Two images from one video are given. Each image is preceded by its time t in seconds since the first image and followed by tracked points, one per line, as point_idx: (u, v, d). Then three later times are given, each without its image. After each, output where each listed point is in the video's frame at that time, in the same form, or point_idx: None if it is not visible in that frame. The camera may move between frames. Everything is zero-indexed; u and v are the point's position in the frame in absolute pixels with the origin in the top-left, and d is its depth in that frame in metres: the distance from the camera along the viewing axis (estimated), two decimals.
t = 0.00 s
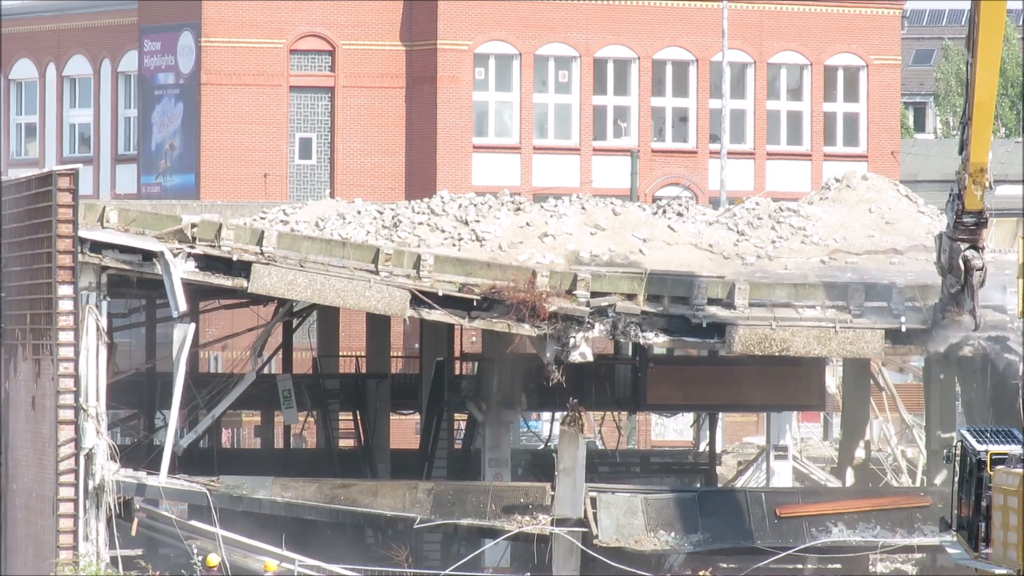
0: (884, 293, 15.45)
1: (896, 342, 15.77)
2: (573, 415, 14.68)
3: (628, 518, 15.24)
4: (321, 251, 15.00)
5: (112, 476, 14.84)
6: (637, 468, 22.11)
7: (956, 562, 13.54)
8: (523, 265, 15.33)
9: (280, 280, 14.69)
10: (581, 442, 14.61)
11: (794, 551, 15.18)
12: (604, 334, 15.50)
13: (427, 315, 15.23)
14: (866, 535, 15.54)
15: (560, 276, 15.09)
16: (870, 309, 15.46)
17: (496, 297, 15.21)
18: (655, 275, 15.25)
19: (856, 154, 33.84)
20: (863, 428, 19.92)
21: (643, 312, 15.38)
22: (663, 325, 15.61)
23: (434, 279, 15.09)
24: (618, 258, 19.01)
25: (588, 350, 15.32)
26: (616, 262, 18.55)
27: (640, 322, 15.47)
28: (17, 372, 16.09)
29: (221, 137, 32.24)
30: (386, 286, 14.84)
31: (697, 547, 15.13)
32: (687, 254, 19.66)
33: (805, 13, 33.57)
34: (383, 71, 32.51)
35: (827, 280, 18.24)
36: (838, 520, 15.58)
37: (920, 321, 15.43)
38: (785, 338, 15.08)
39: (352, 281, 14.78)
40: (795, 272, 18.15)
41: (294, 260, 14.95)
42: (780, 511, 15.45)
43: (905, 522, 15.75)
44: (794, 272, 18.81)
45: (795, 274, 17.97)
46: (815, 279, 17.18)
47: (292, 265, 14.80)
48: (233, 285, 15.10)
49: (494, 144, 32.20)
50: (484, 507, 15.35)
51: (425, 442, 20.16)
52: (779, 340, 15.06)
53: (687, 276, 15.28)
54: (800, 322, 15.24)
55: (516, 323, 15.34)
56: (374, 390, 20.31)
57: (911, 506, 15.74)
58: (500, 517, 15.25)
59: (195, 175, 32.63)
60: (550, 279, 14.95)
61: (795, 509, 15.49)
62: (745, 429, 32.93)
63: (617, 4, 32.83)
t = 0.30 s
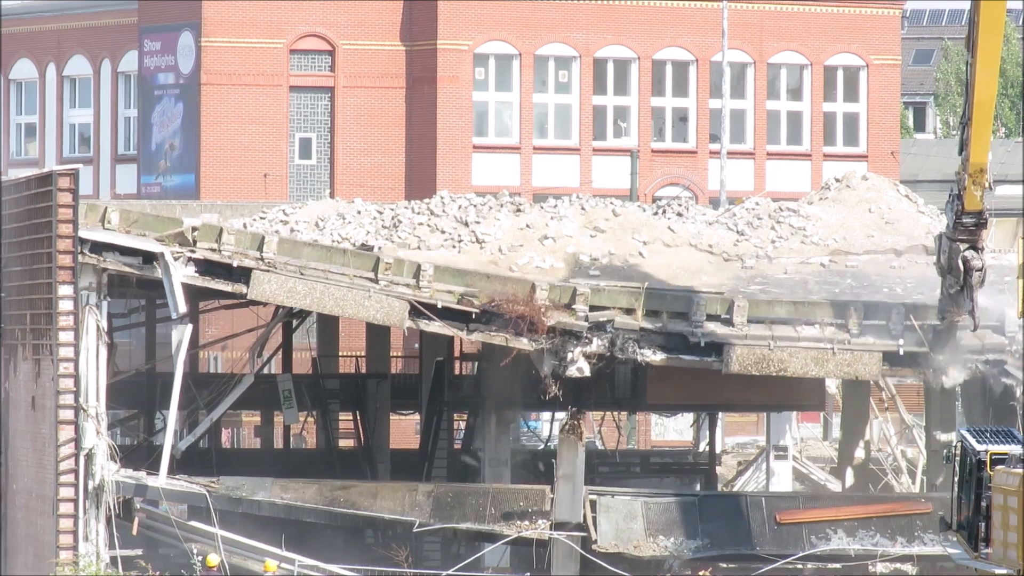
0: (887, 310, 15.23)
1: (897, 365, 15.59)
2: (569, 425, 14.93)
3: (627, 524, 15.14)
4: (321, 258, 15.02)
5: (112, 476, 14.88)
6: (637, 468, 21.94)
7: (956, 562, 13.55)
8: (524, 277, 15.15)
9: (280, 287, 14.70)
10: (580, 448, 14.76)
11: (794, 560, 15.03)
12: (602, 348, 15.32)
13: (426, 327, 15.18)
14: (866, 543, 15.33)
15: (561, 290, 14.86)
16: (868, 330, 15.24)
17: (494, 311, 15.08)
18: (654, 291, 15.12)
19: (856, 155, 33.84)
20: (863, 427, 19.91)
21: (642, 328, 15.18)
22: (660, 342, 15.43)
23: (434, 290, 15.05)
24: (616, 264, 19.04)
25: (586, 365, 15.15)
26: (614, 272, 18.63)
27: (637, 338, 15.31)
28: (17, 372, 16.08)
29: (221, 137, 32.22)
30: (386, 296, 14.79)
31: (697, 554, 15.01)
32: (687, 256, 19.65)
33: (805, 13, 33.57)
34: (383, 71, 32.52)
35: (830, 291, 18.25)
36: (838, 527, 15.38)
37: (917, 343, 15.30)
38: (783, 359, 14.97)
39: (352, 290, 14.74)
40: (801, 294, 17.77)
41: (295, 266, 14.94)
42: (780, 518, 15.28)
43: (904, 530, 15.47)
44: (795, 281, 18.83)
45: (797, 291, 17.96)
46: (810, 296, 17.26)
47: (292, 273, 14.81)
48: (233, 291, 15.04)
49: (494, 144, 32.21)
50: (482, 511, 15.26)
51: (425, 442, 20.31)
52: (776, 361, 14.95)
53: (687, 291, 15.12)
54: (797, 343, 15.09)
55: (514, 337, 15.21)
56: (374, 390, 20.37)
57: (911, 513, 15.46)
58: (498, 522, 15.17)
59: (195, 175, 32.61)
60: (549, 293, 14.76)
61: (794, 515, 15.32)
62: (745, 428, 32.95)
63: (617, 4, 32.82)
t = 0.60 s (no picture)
0: (885, 338, 14.85)
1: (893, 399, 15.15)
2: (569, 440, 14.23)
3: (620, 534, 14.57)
4: (323, 266, 15.03)
5: (112, 476, 14.86)
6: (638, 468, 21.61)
7: (956, 563, 13.53)
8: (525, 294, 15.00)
9: (280, 296, 14.66)
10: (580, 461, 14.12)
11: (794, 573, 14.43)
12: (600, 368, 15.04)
13: (425, 341, 15.02)
14: (866, 557, 14.70)
15: (561, 308, 14.74)
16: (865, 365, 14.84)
17: (492, 326, 14.91)
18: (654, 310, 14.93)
19: (856, 154, 33.82)
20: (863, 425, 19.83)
21: (640, 350, 14.88)
22: (657, 364, 15.09)
23: (434, 303, 14.92)
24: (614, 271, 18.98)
25: (583, 384, 14.89)
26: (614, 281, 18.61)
27: (636, 360, 14.99)
28: (17, 373, 16.08)
29: (221, 137, 32.20)
30: (386, 308, 14.73)
31: (698, 564, 14.41)
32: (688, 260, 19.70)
33: (805, 13, 33.55)
34: (383, 71, 32.50)
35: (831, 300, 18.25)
36: (838, 538, 14.73)
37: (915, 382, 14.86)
38: (780, 389, 14.66)
39: (352, 301, 14.70)
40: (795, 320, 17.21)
41: (296, 275, 14.97)
42: (780, 528, 14.68)
43: (902, 543, 14.84)
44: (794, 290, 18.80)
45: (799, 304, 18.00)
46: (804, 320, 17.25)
47: (293, 283, 14.78)
48: (232, 299, 15.06)
49: (494, 145, 32.20)
50: (481, 517, 14.84)
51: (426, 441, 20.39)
52: (773, 390, 14.65)
53: (689, 313, 14.85)
54: (795, 371, 14.74)
55: (511, 353, 15.00)
56: (374, 390, 20.19)
57: (910, 526, 14.86)
58: (497, 529, 14.74)
59: (195, 175, 32.59)
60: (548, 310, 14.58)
61: (795, 526, 14.71)
62: (745, 429, 32.93)
63: (617, 4, 32.81)
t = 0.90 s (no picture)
0: (882, 362, 14.89)
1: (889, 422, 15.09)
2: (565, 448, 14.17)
3: (620, 543, 14.44)
4: (324, 275, 15.33)
5: (113, 476, 14.94)
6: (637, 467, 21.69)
7: (956, 562, 13.55)
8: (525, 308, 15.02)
9: (280, 306, 14.91)
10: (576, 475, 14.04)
11: None
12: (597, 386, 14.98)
13: (423, 354, 15.11)
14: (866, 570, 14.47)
15: (560, 322, 14.70)
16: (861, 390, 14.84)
17: (491, 341, 14.95)
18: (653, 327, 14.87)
19: (856, 155, 33.86)
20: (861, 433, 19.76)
21: (638, 369, 14.82)
22: (654, 385, 15.02)
23: (434, 314, 15.01)
24: (613, 283, 18.92)
25: (579, 401, 14.91)
26: (611, 291, 18.63)
27: (633, 380, 14.87)
28: (17, 372, 16.11)
29: (221, 137, 32.22)
30: (386, 321, 14.88)
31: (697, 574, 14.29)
32: (687, 271, 19.71)
33: (805, 13, 33.58)
34: (383, 71, 32.52)
35: (828, 315, 18.31)
36: (838, 549, 14.53)
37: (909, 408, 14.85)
38: (776, 412, 14.67)
39: (351, 313, 14.88)
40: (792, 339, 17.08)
41: (297, 284, 15.26)
42: (779, 540, 14.47)
43: (901, 557, 14.59)
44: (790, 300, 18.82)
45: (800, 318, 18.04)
46: (804, 337, 17.22)
47: (293, 294, 15.01)
48: (233, 306, 15.32)
49: (494, 144, 32.23)
50: (481, 523, 14.91)
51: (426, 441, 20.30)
52: (770, 413, 14.66)
53: (689, 332, 14.83)
54: (791, 395, 14.81)
55: (509, 369, 15.04)
56: (374, 389, 20.13)
57: (909, 538, 14.59)
58: (496, 535, 14.79)
59: (195, 175, 32.61)
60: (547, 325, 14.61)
61: (794, 537, 14.49)
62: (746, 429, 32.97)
63: (617, 4, 32.84)
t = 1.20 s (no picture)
0: (878, 397, 15.66)
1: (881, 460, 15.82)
2: (563, 473, 14.56)
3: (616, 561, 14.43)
4: (324, 289, 15.38)
5: (112, 478, 15.06)
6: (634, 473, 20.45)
7: (956, 563, 13.55)
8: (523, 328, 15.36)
9: (280, 322, 15.03)
10: (572, 494, 14.39)
11: None
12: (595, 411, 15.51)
13: (421, 375, 15.42)
14: None
15: (558, 344, 15.13)
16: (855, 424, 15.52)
17: (490, 363, 15.30)
18: (650, 350, 15.32)
19: (856, 155, 33.84)
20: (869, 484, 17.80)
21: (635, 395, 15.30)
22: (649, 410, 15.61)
23: (433, 333, 15.33)
24: (611, 289, 19.70)
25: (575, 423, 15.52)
26: (611, 305, 19.25)
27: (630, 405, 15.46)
28: (17, 373, 16.12)
29: (221, 137, 32.21)
30: (384, 340, 15.11)
31: None
32: (684, 280, 20.45)
33: (805, 13, 33.56)
34: (383, 71, 32.51)
35: (829, 334, 18.92)
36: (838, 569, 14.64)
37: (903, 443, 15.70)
38: (771, 444, 15.35)
39: (350, 331, 15.09)
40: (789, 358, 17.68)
41: (298, 297, 15.39)
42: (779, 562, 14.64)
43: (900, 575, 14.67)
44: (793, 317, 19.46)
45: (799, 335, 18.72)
46: (801, 356, 17.75)
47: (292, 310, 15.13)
48: (233, 320, 15.44)
49: (494, 144, 32.22)
50: (480, 533, 14.96)
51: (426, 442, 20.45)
52: (763, 445, 15.35)
53: (686, 358, 15.28)
54: (787, 427, 15.40)
55: (507, 392, 15.43)
56: (374, 391, 20.15)
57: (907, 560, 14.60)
58: (495, 546, 14.87)
59: (195, 175, 32.59)
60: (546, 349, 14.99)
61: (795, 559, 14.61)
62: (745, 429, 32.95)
63: (617, 4, 32.83)
